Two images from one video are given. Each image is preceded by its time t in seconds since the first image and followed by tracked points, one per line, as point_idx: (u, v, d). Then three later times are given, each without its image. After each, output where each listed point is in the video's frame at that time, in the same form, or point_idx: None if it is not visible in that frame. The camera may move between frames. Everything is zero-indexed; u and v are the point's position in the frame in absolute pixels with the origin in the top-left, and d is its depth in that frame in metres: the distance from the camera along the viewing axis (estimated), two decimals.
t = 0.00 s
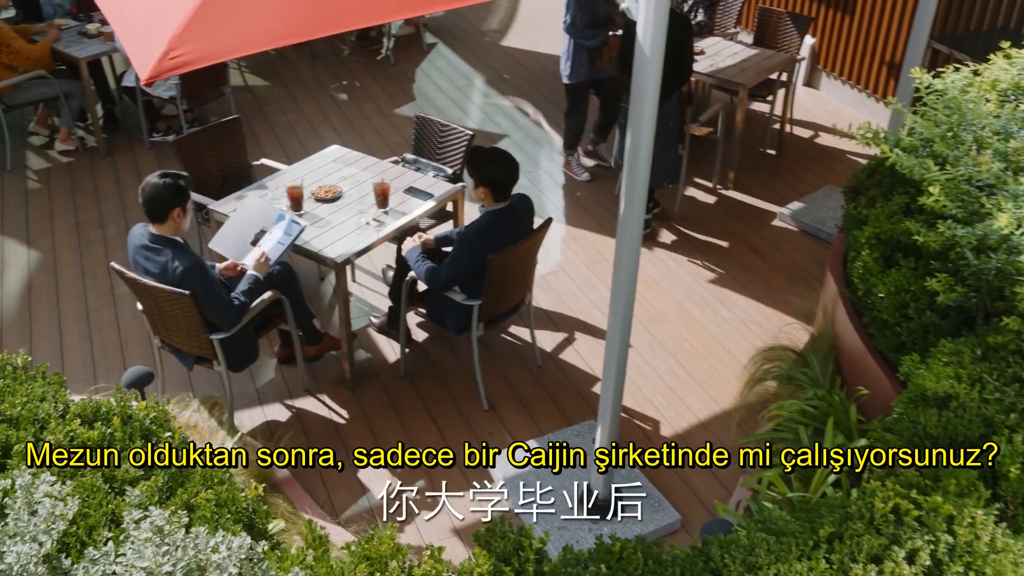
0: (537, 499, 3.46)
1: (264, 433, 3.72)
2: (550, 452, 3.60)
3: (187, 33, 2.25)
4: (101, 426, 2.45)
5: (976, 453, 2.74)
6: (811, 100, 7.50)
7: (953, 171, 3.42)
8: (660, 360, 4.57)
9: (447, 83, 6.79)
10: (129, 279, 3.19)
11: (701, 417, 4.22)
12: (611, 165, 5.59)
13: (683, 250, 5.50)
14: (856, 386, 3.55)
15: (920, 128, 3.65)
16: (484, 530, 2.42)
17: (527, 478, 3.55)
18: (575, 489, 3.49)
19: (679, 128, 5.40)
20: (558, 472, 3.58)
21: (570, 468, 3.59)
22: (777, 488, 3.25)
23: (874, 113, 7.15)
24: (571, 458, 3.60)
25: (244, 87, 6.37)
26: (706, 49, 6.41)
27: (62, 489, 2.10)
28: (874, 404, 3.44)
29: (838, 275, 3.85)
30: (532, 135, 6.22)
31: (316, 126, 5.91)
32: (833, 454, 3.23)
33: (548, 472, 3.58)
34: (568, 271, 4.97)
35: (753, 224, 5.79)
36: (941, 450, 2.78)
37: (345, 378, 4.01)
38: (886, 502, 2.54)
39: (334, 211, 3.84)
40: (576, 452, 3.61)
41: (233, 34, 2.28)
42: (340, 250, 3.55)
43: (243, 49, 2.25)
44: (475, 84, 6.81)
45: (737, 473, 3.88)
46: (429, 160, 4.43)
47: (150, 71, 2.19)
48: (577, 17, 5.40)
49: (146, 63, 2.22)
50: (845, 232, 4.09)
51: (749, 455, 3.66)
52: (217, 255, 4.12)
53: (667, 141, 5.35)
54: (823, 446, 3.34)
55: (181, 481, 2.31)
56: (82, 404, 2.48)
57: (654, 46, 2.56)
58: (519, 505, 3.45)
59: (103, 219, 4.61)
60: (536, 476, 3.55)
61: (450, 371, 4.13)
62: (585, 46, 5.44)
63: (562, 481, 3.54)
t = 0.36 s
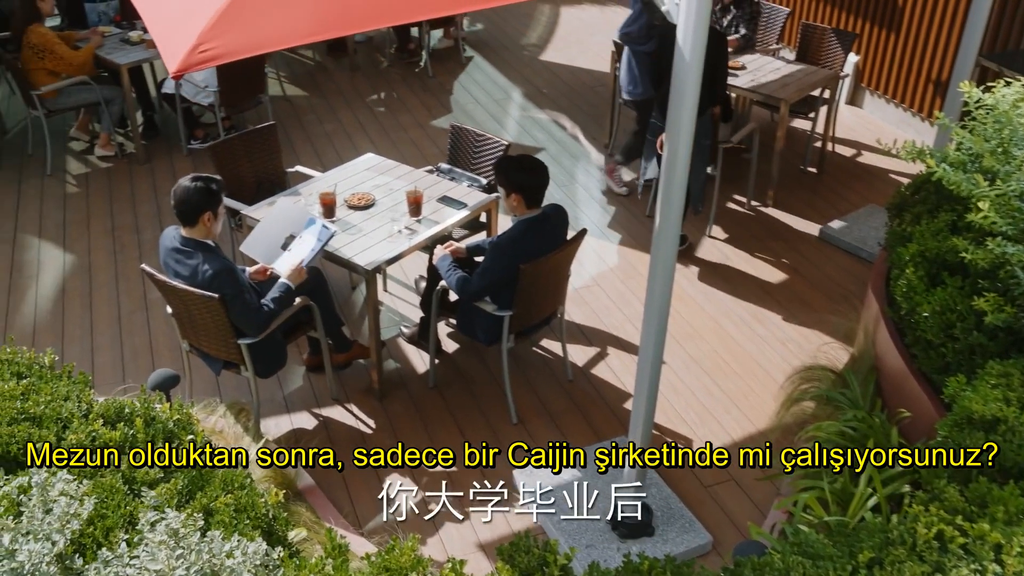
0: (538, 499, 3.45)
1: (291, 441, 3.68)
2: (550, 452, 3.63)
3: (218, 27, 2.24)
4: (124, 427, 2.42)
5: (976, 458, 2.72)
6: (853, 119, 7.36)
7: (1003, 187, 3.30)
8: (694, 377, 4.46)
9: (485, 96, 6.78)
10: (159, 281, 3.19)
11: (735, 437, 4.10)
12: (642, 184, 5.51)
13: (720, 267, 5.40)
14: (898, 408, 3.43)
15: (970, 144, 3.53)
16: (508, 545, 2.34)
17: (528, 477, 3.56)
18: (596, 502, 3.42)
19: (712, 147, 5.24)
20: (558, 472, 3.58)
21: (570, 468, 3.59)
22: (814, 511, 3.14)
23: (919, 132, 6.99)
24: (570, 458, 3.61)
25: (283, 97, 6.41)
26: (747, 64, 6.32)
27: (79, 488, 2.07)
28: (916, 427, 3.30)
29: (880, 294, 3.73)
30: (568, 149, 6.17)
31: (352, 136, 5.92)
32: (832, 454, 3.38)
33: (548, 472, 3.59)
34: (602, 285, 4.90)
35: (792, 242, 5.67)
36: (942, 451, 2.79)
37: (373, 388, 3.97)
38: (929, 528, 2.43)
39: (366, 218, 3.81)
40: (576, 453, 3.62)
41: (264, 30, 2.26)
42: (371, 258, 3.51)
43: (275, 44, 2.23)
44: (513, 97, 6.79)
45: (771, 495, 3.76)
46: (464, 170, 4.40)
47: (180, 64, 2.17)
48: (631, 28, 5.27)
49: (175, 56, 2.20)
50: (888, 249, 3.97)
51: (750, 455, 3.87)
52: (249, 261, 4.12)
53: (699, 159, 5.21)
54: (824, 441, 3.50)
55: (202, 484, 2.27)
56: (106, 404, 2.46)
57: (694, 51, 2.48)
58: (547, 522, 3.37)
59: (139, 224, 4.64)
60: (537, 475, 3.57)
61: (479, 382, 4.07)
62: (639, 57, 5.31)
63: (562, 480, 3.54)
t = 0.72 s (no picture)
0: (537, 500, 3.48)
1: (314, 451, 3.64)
2: (551, 452, 3.67)
3: (244, 22, 2.23)
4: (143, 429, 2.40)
5: (976, 457, 2.88)
6: (893, 138, 7.21)
7: None
8: (726, 395, 4.36)
9: (519, 110, 6.75)
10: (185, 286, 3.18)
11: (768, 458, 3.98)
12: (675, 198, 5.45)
13: (755, 284, 5.29)
14: (940, 432, 3.27)
15: (1016, 158, 3.41)
16: (528, 561, 2.27)
17: (527, 478, 3.59)
18: (623, 521, 3.32)
19: (748, 162, 5.14)
20: (558, 472, 3.64)
21: (569, 467, 3.65)
22: (849, 535, 3.02)
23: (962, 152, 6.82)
24: (570, 458, 3.66)
25: (317, 109, 6.44)
26: (785, 79, 6.23)
27: (93, 489, 2.05)
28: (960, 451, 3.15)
29: (920, 314, 3.60)
30: (601, 163, 6.12)
31: (385, 147, 5.92)
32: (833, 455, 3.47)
33: (548, 472, 3.63)
34: (633, 301, 4.82)
35: (829, 260, 5.54)
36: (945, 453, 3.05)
37: (398, 399, 3.92)
38: (972, 555, 2.31)
39: (395, 227, 3.78)
40: (576, 453, 3.69)
41: (291, 25, 2.25)
42: (398, 267, 3.47)
43: (302, 39, 2.22)
44: (547, 111, 6.76)
45: (805, 518, 3.64)
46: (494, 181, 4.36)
47: (205, 58, 2.15)
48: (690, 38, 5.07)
49: (201, 50, 2.18)
50: (929, 267, 3.85)
51: (750, 455, 3.92)
52: (278, 270, 4.11)
53: (734, 175, 5.12)
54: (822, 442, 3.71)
55: (218, 489, 2.24)
56: (126, 407, 2.43)
57: (731, 54, 2.38)
58: (572, 539, 3.26)
59: (170, 231, 4.66)
60: (536, 476, 3.61)
61: (506, 396, 4.00)
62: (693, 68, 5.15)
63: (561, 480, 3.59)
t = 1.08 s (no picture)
0: (537, 499, 3.48)
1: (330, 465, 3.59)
2: (550, 452, 3.67)
3: (263, 20, 2.21)
4: (155, 438, 2.36)
5: (976, 457, 3.12)
6: (924, 158, 7.09)
7: None
8: (751, 416, 4.26)
9: (544, 127, 6.73)
10: (203, 297, 3.15)
11: (793, 479, 3.88)
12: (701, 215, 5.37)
13: (781, 303, 5.19)
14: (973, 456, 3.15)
15: None
16: None
17: (528, 478, 3.59)
18: (644, 542, 3.23)
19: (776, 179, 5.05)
20: (558, 472, 3.64)
21: (570, 467, 3.66)
22: (878, 561, 2.91)
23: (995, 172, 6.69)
24: (570, 458, 3.67)
25: (342, 124, 6.45)
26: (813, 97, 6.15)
27: (98, 496, 2.02)
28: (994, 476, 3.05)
29: (953, 334, 3.49)
30: (626, 181, 6.06)
31: (408, 162, 5.90)
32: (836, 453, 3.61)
33: (549, 472, 3.64)
34: (656, 318, 4.74)
35: (857, 280, 5.43)
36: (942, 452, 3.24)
37: (416, 414, 3.86)
38: None
39: (416, 239, 3.74)
40: (576, 453, 3.70)
41: (310, 23, 2.23)
42: (419, 279, 3.43)
43: (320, 37, 2.20)
44: (572, 128, 6.73)
45: (832, 543, 3.53)
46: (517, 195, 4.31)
47: (222, 55, 2.14)
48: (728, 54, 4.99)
49: (217, 47, 2.17)
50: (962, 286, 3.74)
51: (750, 455, 3.95)
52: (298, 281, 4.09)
53: (761, 192, 5.04)
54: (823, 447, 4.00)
55: (229, 501, 2.19)
56: (138, 414, 2.40)
57: (761, 58, 2.31)
58: (590, 559, 3.17)
59: (192, 242, 4.67)
60: (537, 476, 3.61)
61: (526, 412, 3.94)
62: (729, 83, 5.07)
63: (563, 479, 3.60)
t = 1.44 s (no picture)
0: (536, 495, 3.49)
1: (340, 479, 3.53)
2: (550, 452, 3.68)
3: (274, 18, 2.18)
4: (158, 447, 2.30)
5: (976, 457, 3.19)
6: (945, 176, 7.00)
7: None
8: (770, 434, 4.17)
9: (560, 143, 6.69)
10: (213, 307, 3.11)
11: (814, 500, 3.78)
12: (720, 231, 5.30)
13: (800, 321, 5.10)
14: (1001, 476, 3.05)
15: None
16: None
17: (527, 477, 3.60)
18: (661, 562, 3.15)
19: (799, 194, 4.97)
20: (558, 472, 3.65)
21: (570, 467, 3.66)
22: None
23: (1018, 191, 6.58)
24: (570, 458, 3.67)
25: (357, 140, 6.44)
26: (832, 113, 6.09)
27: (98, 505, 1.96)
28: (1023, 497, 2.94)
29: (979, 352, 3.40)
30: (642, 197, 6.01)
31: (423, 177, 5.88)
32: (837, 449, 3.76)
33: (548, 472, 3.65)
34: (673, 335, 4.66)
35: (878, 298, 5.34)
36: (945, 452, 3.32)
37: (427, 429, 3.80)
38: None
39: (430, 251, 3.70)
40: (576, 453, 3.67)
41: (321, 22, 2.20)
42: (432, 291, 3.38)
43: (330, 35, 2.17)
44: (588, 145, 6.69)
45: (853, 565, 3.43)
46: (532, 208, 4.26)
47: (231, 51, 2.11)
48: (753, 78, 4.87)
49: (226, 44, 2.14)
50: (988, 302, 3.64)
51: (750, 455, 3.97)
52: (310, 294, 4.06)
53: (782, 208, 4.96)
54: (823, 446, 4.06)
55: (233, 512, 2.14)
56: (142, 423, 2.35)
57: (784, 62, 2.24)
58: None
59: (204, 255, 4.65)
60: (538, 476, 3.62)
61: (539, 428, 3.87)
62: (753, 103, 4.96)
63: (562, 480, 3.61)
